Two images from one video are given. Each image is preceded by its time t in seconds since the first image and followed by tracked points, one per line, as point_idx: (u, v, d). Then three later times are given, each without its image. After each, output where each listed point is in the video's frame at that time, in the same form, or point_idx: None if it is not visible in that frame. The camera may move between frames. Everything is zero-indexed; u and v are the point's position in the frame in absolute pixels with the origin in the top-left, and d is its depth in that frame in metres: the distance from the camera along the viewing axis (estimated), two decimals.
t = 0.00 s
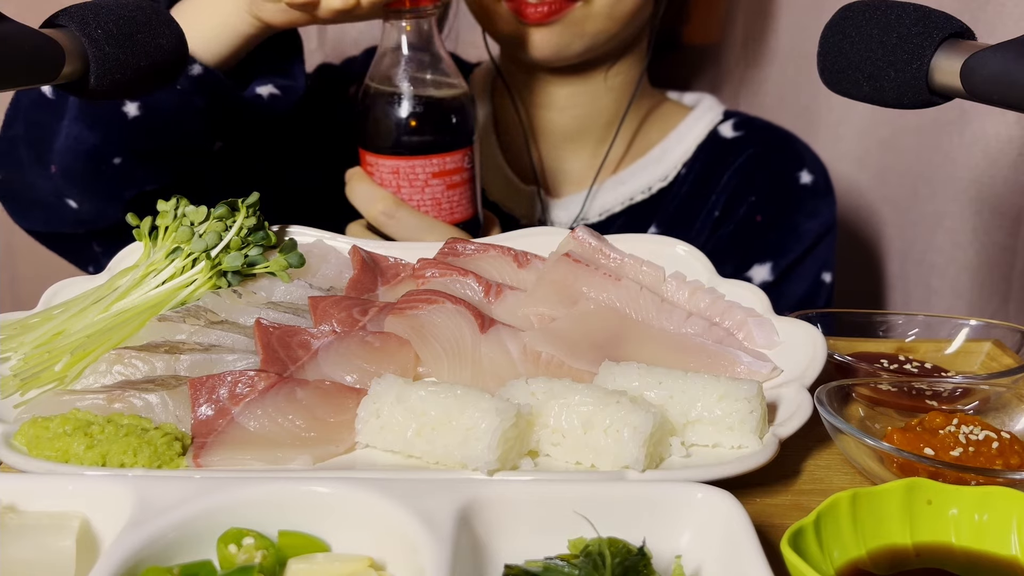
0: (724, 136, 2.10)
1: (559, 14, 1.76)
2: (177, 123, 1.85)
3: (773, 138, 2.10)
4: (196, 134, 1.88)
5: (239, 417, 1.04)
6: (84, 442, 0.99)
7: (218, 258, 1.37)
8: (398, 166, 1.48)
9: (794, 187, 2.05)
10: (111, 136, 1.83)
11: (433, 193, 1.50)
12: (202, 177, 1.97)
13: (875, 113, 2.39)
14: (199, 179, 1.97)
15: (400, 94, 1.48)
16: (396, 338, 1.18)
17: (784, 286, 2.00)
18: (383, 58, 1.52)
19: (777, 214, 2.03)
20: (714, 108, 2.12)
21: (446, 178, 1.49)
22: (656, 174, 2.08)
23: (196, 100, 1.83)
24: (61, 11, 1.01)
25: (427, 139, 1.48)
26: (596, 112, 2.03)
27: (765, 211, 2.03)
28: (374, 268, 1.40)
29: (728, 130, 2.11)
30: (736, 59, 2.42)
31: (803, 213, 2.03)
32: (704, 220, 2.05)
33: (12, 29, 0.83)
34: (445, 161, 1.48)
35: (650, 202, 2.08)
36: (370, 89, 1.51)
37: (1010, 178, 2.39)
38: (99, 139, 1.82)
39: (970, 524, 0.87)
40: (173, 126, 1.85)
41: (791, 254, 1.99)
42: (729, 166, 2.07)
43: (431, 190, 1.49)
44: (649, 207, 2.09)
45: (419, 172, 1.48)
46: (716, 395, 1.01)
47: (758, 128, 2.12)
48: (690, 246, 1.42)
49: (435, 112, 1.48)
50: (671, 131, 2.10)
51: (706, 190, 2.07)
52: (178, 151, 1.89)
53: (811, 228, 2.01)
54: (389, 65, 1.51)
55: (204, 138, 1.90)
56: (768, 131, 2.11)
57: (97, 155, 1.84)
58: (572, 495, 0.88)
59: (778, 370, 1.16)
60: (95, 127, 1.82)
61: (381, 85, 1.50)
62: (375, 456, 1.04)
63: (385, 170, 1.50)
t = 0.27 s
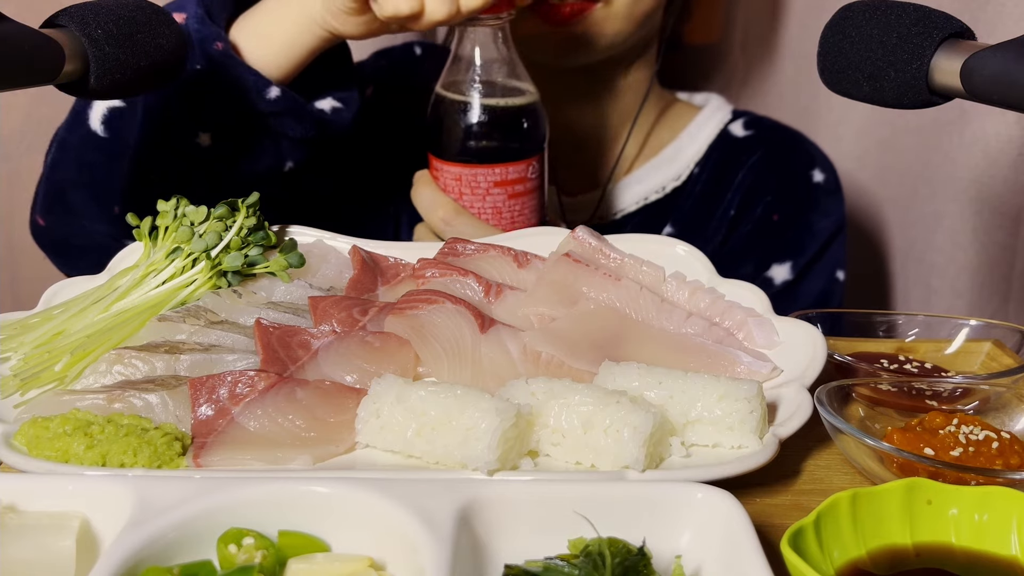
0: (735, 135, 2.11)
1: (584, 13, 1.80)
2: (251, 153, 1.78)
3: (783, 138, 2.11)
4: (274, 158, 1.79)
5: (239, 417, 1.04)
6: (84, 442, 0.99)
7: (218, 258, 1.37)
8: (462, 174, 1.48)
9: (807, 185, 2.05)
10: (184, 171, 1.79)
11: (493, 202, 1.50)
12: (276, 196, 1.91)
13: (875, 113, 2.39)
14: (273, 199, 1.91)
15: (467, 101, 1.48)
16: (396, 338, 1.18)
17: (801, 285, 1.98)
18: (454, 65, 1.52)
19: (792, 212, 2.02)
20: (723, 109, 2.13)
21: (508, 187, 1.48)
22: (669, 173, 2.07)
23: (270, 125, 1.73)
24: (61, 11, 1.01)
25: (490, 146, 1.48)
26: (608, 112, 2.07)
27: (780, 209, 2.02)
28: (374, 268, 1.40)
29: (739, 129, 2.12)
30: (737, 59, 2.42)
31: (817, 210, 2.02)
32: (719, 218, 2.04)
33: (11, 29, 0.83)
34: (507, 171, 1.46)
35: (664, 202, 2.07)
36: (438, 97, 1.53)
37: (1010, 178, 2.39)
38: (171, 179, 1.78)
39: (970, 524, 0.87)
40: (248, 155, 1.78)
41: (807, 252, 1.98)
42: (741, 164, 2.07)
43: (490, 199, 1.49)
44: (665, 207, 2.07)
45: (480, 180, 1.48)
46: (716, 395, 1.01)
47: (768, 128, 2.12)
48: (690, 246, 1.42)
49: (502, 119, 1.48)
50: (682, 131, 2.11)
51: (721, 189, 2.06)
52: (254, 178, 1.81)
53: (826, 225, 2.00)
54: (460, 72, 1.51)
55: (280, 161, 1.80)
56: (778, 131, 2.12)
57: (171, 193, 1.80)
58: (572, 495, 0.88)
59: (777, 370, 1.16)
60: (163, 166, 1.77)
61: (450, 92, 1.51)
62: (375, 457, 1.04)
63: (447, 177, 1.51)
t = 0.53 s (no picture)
0: (743, 133, 2.14)
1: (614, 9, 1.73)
2: (321, 171, 1.78)
3: (791, 137, 2.14)
4: (342, 173, 1.80)
5: (239, 417, 1.04)
6: (84, 442, 0.99)
7: (218, 258, 1.37)
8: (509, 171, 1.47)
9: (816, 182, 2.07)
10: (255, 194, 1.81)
11: (536, 202, 1.48)
12: (342, 210, 1.93)
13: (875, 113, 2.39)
14: (340, 212, 1.93)
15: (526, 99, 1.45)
16: (396, 338, 1.18)
17: (813, 283, 2.00)
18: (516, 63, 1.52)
19: (803, 210, 2.03)
20: (727, 109, 2.14)
21: (551, 189, 1.45)
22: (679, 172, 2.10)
23: (338, 142, 1.74)
24: (61, 11, 1.01)
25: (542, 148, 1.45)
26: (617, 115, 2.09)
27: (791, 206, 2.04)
28: (374, 268, 1.40)
29: (745, 127, 2.15)
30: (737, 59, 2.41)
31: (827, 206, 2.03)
32: (731, 217, 2.06)
33: (11, 29, 0.83)
34: (551, 172, 1.44)
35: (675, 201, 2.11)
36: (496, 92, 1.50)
37: (1010, 178, 2.39)
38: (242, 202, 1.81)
39: (970, 524, 0.87)
40: (317, 173, 1.79)
41: (820, 247, 1.99)
42: (750, 162, 2.09)
43: (533, 199, 1.47)
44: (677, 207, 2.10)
45: (525, 179, 1.45)
46: (716, 395, 1.01)
47: (776, 127, 2.15)
48: (690, 246, 1.42)
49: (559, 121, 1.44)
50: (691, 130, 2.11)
51: (732, 188, 2.08)
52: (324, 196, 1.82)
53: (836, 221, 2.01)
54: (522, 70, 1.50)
55: (347, 176, 1.81)
56: (784, 129, 2.15)
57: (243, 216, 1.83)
58: (572, 495, 0.88)
59: (777, 370, 1.16)
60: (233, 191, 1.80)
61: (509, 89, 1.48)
62: (376, 457, 1.04)
63: (496, 172, 1.49)
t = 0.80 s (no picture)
0: (751, 133, 2.19)
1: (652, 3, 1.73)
2: (374, 186, 1.78)
3: (799, 137, 2.18)
4: (393, 186, 1.80)
5: (239, 417, 1.04)
6: (84, 442, 0.99)
7: (218, 258, 1.37)
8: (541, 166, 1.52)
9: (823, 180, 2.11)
10: (307, 211, 1.79)
11: (561, 199, 1.50)
12: (387, 222, 1.92)
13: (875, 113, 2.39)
14: (385, 225, 1.93)
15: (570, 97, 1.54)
16: (396, 338, 1.18)
17: (823, 282, 2.03)
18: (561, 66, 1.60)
19: (813, 208, 2.08)
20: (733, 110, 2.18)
21: (575, 187, 1.48)
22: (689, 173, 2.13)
23: (390, 155, 1.74)
24: (61, 11, 1.01)
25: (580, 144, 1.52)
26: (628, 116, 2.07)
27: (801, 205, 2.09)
28: (374, 268, 1.40)
29: (754, 127, 2.20)
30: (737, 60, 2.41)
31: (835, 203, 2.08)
32: (742, 216, 2.12)
33: (10, 29, 0.83)
34: (576, 170, 1.46)
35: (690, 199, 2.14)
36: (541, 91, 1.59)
37: (1010, 178, 2.39)
38: (294, 219, 1.80)
39: (970, 524, 0.87)
40: (369, 188, 1.78)
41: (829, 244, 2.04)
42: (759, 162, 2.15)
43: (558, 194, 1.50)
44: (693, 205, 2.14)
45: (552, 176, 1.50)
46: (716, 395, 1.01)
47: (783, 127, 2.20)
48: (690, 246, 1.42)
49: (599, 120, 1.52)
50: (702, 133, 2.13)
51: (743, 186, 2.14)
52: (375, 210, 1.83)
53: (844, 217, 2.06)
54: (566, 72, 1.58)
55: (397, 188, 1.81)
56: (791, 130, 2.19)
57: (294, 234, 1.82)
58: (572, 495, 0.88)
59: (777, 370, 1.16)
60: (284, 208, 1.78)
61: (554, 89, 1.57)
62: (376, 457, 1.04)
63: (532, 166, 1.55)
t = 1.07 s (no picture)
0: (756, 133, 2.20)
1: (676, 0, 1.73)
2: (398, 189, 1.78)
3: (802, 138, 2.19)
4: (417, 189, 1.79)
5: (239, 417, 1.04)
6: (84, 442, 0.99)
7: (218, 258, 1.37)
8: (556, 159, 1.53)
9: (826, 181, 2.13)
10: (332, 213, 1.79)
11: (571, 192, 1.52)
12: (409, 222, 1.92)
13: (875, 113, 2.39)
14: (407, 224, 1.93)
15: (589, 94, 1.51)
16: (396, 338, 1.18)
17: (826, 281, 2.07)
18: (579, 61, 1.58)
19: (817, 209, 2.11)
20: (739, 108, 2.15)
21: (585, 180, 1.49)
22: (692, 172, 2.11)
23: (414, 159, 1.73)
24: (61, 11, 1.01)
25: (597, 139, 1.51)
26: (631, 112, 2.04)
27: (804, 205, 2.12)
28: (374, 268, 1.40)
29: (758, 128, 2.21)
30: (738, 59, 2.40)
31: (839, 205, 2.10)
32: (747, 216, 2.13)
33: (11, 29, 0.83)
34: (585, 164, 1.48)
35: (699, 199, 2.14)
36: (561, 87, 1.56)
37: (1010, 178, 2.39)
38: (318, 221, 1.80)
39: (970, 524, 0.87)
40: (394, 191, 1.78)
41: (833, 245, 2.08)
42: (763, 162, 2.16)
43: (568, 186, 1.52)
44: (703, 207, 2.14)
45: (563, 168, 1.52)
46: (716, 395, 1.01)
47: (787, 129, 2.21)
48: (690, 246, 1.42)
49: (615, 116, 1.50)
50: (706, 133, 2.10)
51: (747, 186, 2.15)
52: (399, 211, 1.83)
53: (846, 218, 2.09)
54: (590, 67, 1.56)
55: (420, 192, 1.81)
56: (795, 131, 2.20)
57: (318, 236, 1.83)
58: (572, 495, 0.88)
59: (777, 370, 1.16)
60: (308, 210, 1.78)
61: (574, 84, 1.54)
62: (376, 457, 1.04)
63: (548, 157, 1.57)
